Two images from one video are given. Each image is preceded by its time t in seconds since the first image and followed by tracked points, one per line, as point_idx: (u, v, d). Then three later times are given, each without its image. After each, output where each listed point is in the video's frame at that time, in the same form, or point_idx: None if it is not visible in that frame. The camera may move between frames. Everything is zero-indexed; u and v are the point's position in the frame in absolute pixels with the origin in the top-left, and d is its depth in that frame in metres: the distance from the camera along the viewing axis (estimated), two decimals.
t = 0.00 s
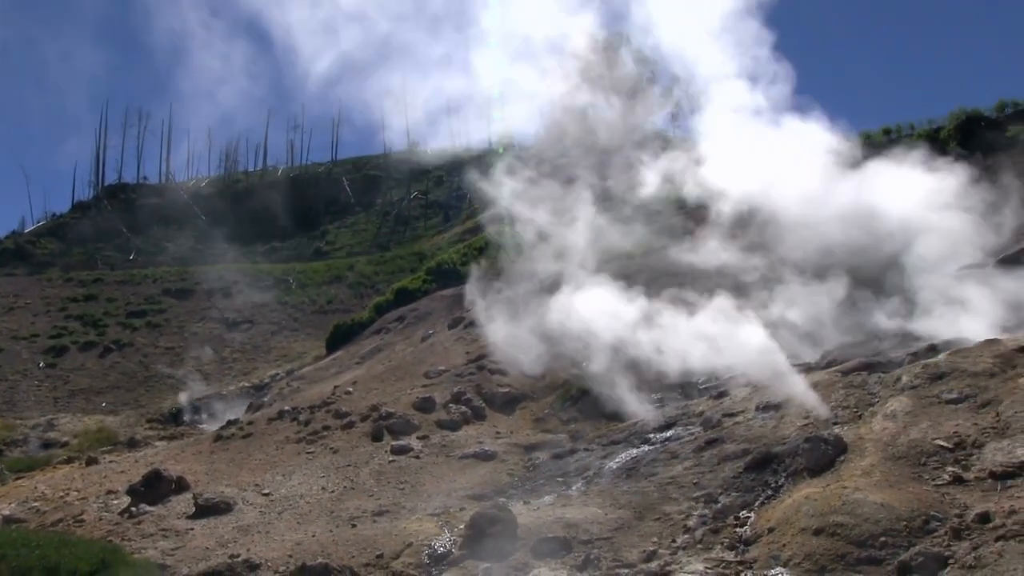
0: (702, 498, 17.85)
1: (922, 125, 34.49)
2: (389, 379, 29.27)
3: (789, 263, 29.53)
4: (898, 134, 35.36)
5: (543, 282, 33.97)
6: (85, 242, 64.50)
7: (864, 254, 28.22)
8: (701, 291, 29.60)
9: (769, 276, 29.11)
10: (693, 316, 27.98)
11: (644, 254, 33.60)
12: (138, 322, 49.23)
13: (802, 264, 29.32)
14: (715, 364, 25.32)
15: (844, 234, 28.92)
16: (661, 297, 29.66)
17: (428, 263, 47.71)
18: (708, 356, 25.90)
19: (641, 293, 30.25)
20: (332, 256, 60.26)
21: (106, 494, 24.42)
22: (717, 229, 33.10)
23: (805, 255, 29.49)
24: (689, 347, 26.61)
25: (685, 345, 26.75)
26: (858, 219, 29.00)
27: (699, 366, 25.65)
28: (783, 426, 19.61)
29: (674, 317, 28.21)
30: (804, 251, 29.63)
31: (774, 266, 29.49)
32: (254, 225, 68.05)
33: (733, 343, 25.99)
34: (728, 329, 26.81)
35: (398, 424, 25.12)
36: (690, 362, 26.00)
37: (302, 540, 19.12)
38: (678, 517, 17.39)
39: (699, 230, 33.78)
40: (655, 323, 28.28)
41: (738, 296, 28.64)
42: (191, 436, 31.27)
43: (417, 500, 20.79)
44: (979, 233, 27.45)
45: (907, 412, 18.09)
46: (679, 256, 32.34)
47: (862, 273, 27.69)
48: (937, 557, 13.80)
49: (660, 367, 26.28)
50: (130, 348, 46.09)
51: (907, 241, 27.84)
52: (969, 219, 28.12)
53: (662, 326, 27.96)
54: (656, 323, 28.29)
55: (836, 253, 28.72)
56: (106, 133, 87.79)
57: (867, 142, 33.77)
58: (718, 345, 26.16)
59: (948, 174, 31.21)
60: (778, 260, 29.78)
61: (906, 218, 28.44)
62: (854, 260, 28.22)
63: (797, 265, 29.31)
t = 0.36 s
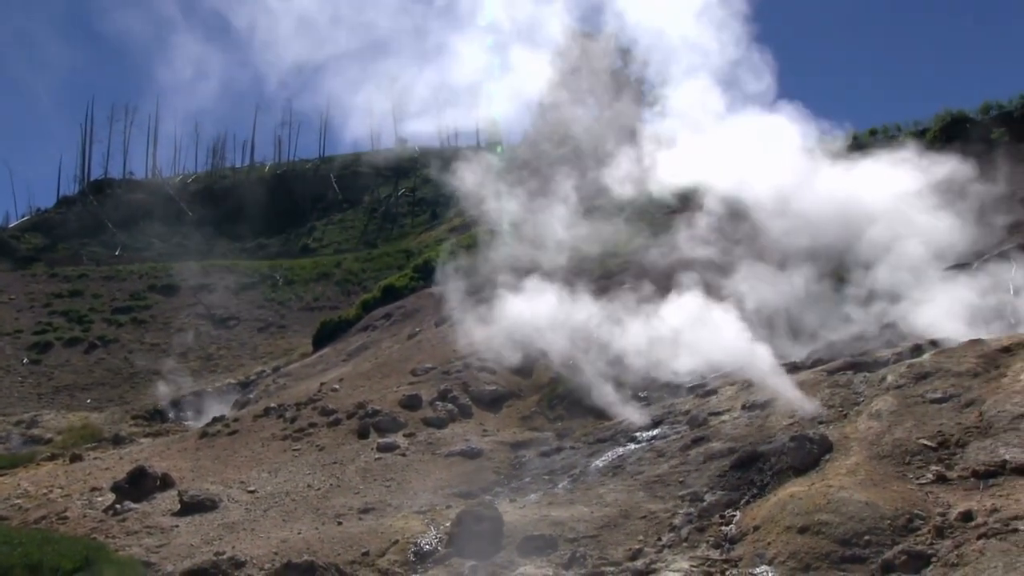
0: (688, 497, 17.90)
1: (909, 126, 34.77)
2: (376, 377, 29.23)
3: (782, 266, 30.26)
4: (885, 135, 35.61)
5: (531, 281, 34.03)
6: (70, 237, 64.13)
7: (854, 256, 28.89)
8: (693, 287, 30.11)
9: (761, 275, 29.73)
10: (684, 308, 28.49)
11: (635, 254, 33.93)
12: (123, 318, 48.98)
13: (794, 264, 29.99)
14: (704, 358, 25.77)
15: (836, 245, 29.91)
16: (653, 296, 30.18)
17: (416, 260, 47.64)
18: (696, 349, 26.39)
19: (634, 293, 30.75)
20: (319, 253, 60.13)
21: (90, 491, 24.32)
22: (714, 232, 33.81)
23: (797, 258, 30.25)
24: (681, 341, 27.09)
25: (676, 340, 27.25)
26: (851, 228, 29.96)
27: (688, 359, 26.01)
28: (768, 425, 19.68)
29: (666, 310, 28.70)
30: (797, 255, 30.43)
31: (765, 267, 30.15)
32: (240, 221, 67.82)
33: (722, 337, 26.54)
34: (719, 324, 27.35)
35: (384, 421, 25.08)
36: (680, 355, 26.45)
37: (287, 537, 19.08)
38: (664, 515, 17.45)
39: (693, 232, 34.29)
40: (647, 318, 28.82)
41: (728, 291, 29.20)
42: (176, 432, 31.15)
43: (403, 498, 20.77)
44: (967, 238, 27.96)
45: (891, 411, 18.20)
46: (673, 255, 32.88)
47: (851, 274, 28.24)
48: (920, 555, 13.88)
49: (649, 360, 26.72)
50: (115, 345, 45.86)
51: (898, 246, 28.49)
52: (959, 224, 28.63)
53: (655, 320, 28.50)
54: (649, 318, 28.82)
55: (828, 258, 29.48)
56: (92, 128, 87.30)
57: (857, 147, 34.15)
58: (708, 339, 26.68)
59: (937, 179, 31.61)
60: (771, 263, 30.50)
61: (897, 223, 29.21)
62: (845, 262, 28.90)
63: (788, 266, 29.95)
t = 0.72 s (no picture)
0: (674, 495, 17.95)
1: (897, 127, 34.99)
2: (363, 374, 29.17)
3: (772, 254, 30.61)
4: (873, 136, 35.82)
5: (520, 281, 34.07)
6: (55, 233, 63.73)
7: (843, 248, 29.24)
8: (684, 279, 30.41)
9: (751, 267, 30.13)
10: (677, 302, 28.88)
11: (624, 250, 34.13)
12: (108, 314, 48.71)
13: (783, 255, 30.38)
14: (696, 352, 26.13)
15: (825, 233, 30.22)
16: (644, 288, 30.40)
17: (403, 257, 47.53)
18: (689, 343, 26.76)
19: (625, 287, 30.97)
20: (306, 250, 59.97)
21: (74, 488, 24.18)
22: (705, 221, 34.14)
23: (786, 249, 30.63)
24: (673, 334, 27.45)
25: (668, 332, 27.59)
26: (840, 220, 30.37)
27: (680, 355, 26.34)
28: (755, 424, 19.75)
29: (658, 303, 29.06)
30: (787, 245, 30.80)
31: (755, 258, 30.52)
32: (227, 217, 67.54)
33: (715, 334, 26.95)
34: (711, 320, 27.76)
35: (370, 419, 25.04)
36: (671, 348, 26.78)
37: (274, 534, 19.03)
38: (650, 513, 17.50)
39: (684, 225, 34.54)
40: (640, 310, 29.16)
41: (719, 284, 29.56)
42: (162, 429, 30.99)
43: (390, 495, 20.73)
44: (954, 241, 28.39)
45: (876, 410, 18.30)
46: (665, 248, 33.22)
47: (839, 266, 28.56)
48: (904, 553, 13.96)
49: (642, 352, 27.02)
50: (100, 341, 45.60)
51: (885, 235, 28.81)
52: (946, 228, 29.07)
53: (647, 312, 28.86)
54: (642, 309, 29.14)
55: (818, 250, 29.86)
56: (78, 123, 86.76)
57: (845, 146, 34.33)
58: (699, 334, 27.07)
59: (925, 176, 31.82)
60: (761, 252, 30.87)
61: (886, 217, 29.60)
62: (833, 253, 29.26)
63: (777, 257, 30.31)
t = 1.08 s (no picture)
0: (662, 494, 17.99)
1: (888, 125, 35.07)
2: (352, 372, 29.11)
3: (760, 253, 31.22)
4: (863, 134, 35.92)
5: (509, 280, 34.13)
6: (43, 229, 63.40)
7: (830, 247, 29.82)
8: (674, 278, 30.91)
9: (740, 268, 30.70)
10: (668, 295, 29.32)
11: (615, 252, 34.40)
12: (96, 311, 48.48)
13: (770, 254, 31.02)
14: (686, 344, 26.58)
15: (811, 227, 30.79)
16: (634, 283, 30.83)
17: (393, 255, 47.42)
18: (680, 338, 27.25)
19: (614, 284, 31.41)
20: (296, 248, 59.82)
21: (60, 486, 24.08)
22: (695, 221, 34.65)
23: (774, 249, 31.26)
24: (663, 327, 27.87)
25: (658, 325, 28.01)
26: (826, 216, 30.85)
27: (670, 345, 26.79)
28: (743, 423, 19.81)
29: (650, 298, 29.42)
30: (775, 244, 31.40)
31: (744, 258, 31.04)
32: (216, 214, 67.32)
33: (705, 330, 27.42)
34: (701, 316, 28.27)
35: (360, 417, 25.01)
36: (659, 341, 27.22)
37: (262, 532, 19.00)
38: (639, 512, 17.53)
39: (674, 222, 34.89)
40: (630, 305, 29.56)
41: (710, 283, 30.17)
42: (150, 427, 30.89)
43: (378, 493, 20.71)
44: (939, 239, 28.97)
45: (865, 410, 18.37)
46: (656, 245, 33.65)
47: (826, 269, 29.19)
48: (891, 551, 14.02)
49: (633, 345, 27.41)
50: (88, 338, 45.39)
51: (872, 235, 29.35)
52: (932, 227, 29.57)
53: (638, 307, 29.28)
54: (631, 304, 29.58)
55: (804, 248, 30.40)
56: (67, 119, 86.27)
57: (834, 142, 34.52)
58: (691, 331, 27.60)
59: (912, 174, 32.23)
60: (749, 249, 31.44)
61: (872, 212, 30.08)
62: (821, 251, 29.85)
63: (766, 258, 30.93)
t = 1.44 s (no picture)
0: (652, 493, 18.01)
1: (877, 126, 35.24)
2: (342, 370, 29.04)
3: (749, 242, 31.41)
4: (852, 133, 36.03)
5: (500, 278, 34.10)
6: (32, 225, 63.09)
7: (819, 241, 30.10)
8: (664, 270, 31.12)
9: (730, 260, 30.94)
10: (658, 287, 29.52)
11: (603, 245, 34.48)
12: (85, 308, 48.28)
13: (760, 246, 31.24)
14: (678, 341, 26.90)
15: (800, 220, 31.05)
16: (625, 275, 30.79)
17: (384, 253, 47.30)
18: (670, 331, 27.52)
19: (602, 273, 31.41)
20: (287, 246, 59.69)
21: (49, 484, 23.98)
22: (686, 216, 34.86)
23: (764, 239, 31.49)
24: (653, 321, 28.11)
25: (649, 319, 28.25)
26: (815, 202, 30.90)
27: (662, 342, 27.13)
28: (733, 422, 19.85)
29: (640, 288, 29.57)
30: (763, 233, 31.58)
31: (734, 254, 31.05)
32: (207, 212, 67.12)
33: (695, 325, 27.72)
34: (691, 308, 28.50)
35: (350, 415, 24.97)
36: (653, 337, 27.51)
37: (251, 531, 18.95)
38: (628, 511, 17.56)
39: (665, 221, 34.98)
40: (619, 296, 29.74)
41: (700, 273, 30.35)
42: (139, 425, 30.78)
43: (368, 492, 20.69)
44: (927, 241, 29.41)
45: (854, 409, 18.43)
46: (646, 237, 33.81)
47: (814, 265, 29.52)
48: (880, 550, 14.07)
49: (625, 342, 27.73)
50: (77, 335, 45.19)
51: (861, 229, 29.63)
52: (921, 230, 30.05)
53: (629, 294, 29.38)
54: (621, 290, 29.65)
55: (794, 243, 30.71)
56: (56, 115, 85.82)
57: (822, 136, 34.63)
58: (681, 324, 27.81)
59: (902, 174, 32.55)
60: (739, 240, 31.65)
61: (860, 208, 30.36)
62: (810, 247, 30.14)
63: (755, 250, 31.16)
